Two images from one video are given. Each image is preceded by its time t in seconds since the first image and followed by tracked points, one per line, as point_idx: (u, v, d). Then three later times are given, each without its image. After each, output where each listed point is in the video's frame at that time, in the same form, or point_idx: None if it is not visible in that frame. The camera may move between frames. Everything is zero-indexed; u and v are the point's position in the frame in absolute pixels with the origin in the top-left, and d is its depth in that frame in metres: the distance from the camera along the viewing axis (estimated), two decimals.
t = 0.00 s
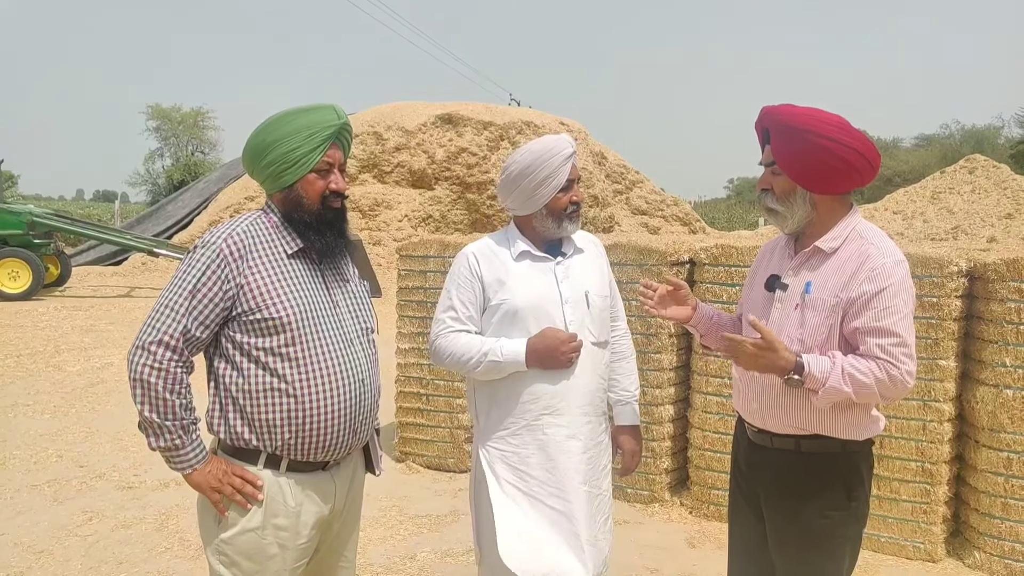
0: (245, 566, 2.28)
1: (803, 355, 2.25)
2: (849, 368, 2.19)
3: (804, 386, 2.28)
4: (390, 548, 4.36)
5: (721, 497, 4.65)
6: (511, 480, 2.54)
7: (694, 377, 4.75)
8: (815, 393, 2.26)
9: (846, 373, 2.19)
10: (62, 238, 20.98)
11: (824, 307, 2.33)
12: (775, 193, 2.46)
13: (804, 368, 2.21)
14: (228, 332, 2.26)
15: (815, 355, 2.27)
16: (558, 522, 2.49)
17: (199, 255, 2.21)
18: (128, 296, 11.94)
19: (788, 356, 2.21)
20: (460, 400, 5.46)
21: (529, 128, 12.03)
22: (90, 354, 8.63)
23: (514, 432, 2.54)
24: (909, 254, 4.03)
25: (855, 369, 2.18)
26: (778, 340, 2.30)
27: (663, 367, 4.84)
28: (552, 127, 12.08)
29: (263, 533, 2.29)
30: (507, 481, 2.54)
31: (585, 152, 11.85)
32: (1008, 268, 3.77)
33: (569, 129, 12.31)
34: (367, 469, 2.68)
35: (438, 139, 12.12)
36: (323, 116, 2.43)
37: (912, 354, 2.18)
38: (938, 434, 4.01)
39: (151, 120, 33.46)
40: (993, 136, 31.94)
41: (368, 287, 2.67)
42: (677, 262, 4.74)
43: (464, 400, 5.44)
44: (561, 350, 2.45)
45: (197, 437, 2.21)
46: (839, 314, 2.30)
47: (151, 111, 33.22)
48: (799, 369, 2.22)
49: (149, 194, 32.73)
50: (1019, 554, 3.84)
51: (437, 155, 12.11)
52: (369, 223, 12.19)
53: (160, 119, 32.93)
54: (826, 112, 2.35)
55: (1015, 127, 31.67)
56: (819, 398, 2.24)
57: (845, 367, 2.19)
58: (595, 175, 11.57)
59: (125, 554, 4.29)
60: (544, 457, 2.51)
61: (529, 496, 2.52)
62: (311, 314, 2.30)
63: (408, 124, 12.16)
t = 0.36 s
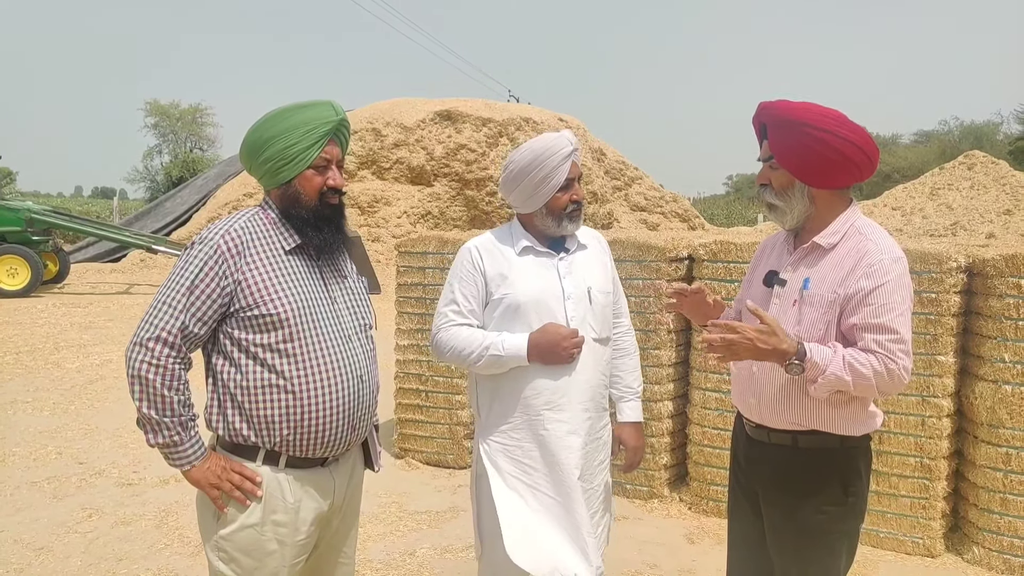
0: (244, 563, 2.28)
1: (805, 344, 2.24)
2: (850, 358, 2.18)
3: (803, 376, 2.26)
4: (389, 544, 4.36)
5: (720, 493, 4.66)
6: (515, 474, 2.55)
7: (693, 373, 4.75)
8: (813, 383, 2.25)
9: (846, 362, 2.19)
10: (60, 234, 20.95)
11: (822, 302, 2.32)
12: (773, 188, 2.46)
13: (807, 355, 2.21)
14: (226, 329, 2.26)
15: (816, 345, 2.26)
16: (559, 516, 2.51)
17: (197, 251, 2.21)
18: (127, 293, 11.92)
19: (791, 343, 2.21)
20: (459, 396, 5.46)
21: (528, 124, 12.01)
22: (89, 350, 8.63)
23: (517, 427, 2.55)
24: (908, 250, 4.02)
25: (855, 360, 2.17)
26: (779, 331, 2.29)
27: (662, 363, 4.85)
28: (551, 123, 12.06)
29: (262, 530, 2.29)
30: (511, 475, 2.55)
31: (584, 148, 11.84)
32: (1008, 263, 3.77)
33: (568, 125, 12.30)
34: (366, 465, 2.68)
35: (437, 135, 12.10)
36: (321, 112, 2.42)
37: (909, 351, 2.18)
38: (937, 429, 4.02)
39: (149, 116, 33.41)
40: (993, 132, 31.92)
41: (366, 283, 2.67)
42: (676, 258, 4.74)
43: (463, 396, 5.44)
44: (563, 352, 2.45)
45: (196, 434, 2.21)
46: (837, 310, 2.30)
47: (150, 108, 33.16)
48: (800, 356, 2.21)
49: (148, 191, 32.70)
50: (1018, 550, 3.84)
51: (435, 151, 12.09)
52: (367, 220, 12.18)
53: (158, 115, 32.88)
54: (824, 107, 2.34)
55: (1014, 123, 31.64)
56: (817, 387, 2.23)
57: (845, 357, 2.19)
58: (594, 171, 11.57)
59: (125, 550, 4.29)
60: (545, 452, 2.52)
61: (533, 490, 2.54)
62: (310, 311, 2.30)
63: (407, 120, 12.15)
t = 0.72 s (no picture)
0: (243, 559, 2.28)
1: (799, 347, 2.24)
2: (844, 360, 2.18)
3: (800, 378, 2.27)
4: (389, 540, 4.36)
5: (719, 489, 4.66)
6: (517, 470, 2.55)
7: (693, 369, 4.75)
8: (810, 384, 2.25)
9: (841, 365, 2.18)
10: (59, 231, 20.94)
11: (821, 299, 2.32)
12: (772, 182, 2.45)
13: (800, 360, 2.21)
14: (224, 325, 2.25)
15: (811, 348, 2.26)
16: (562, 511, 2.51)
17: (194, 248, 2.20)
18: (126, 290, 11.91)
19: (783, 348, 2.21)
20: (458, 392, 5.46)
21: (527, 120, 12.00)
22: (88, 347, 8.62)
23: (520, 422, 2.55)
24: (908, 246, 4.02)
25: (850, 362, 2.17)
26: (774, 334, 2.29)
27: (662, 359, 4.85)
28: (550, 119, 12.04)
29: (261, 526, 2.29)
30: (513, 471, 2.55)
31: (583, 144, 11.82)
32: (1007, 259, 3.76)
33: (567, 121, 12.29)
34: (365, 461, 2.68)
35: (436, 131, 12.08)
36: (318, 108, 2.42)
37: (908, 347, 2.18)
38: (936, 425, 4.02)
39: (148, 113, 33.36)
40: (992, 128, 31.91)
41: (365, 279, 2.67)
42: (676, 254, 4.73)
43: (462, 393, 5.44)
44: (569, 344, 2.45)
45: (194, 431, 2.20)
46: (836, 306, 2.29)
47: (148, 104, 33.12)
48: (794, 362, 2.22)
49: (147, 188, 32.67)
50: (1017, 546, 3.85)
51: (434, 147, 12.07)
52: (366, 216, 12.17)
53: (157, 112, 32.83)
54: (826, 102, 2.33)
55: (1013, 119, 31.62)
56: (813, 389, 2.23)
57: (839, 360, 2.19)
58: (593, 167, 11.56)
59: (124, 547, 4.29)
60: (547, 448, 2.51)
61: (535, 485, 2.53)
62: (308, 306, 2.30)
63: (405, 116, 12.13)
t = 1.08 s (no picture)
0: (245, 557, 2.28)
1: (806, 350, 2.24)
2: (851, 362, 2.17)
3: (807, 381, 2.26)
4: (391, 540, 4.35)
5: (722, 490, 4.65)
6: (521, 469, 2.55)
7: (695, 369, 4.74)
8: (818, 388, 2.25)
9: (849, 367, 2.17)
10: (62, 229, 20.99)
11: (824, 300, 2.31)
12: (775, 183, 2.45)
13: (808, 364, 2.20)
14: (227, 323, 2.25)
15: (818, 350, 2.26)
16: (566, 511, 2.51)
17: (196, 246, 2.19)
18: (130, 287, 11.92)
19: (791, 351, 2.21)
20: (461, 391, 5.45)
21: (530, 120, 11.99)
22: (91, 345, 8.64)
23: (524, 421, 2.54)
24: (912, 246, 4.00)
25: (858, 364, 2.16)
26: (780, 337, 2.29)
27: (664, 359, 4.84)
28: (554, 119, 12.03)
29: (262, 524, 2.28)
30: (517, 470, 2.55)
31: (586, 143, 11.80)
32: (1012, 260, 3.75)
33: (571, 120, 12.28)
34: (366, 460, 2.67)
35: (439, 130, 12.06)
36: (320, 106, 2.41)
37: (914, 349, 2.16)
38: (940, 427, 4.00)
39: (152, 111, 33.40)
40: (997, 128, 31.81)
41: (367, 278, 2.66)
42: (678, 254, 4.72)
43: (465, 392, 5.43)
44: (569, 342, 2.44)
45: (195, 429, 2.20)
46: (840, 308, 2.28)
47: (152, 102, 33.16)
48: (802, 365, 2.21)
49: (150, 186, 32.74)
50: (1022, 548, 3.84)
51: (437, 146, 12.06)
52: (369, 214, 12.18)
53: (161, 110, 32.88)
54: (827, 102, 2.32)
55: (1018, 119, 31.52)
56: (822, 393, 2.23)
57: (847, 362, 2.18)
58: (596, 166, 11.56)
59: (127, 544, 4.29)
60: (551, 447, 2.51)
61: (538, 484, 2.53)
62: (310, 305, 2.29)
63: (408, 115, 12.12)
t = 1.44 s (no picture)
0: (246, 555, 2.28)
1: (811, 349, 2.23)
2: (857, 360, 2.17)
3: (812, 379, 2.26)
4: (392, 537, 4.36)
5: (723, 488, 4.65)
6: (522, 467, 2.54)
7: (697, 367, 4.74)
8: (823, 386, 2.24)
9: (855, 365, 2.17)
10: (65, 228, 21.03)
11: (829, 298, 2.31)
12: (778, 181, 2.44)
13: (813, 362, 2.20)
14: (228, 321, 2.25)
15: (823, 349, 2.25)
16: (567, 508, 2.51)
17: (198, 244, 2.19)
18: (132, 286, 11.93)
19: (796, 350, 2.20)
20: (462, 389, 5.45)
21: (532, 118, 11.98)
22: (94, 343, 8.65)
23: (526, 419, 2.54)
24: (914, 244, 3.99)
25: (864, 362, 2.16)
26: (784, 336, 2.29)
27: (666, 357, 4.84)
28: (556, 117, 12.02)
29: (264, 522, 2.29)
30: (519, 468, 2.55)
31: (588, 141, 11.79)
32: (1015, 257, 3.74)
33: (573, 119, 12.27)
34: (368, 458, 2.67)
35: (441, 128, 12.05)
36: (320, 105, 2.40)
37: (920, 346, 2.16)
38: (943, 425, 3.99)
39: (154, 110, 33.43)
40: (1000, 126, 31.73)
41: (367, 276, 2.66)
42: (680, 252, 4.71)
43: (466, 390, 5.43)
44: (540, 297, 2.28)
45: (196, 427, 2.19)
46: (845, 306, 2.28)
47: (154, 101, 33.18)
48: (807, 364, 2.21)
49: (152, 184, 32.77)
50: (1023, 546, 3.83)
51: (439, 144, 12.06)
52: (371, 213, 12.19)
53: (163, 109, 32.90)
54: (830, 99, 2.32)
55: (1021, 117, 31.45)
56: (827, 391, 2.22)
57: (853, 360, 2.17)
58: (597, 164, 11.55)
59: (130, 542, 4.30)
60: (552, 444, 2.51)
61: (540, 482, 2.53)
62: (311, 302, 2.29)
63: (410, 113, 12.12)
